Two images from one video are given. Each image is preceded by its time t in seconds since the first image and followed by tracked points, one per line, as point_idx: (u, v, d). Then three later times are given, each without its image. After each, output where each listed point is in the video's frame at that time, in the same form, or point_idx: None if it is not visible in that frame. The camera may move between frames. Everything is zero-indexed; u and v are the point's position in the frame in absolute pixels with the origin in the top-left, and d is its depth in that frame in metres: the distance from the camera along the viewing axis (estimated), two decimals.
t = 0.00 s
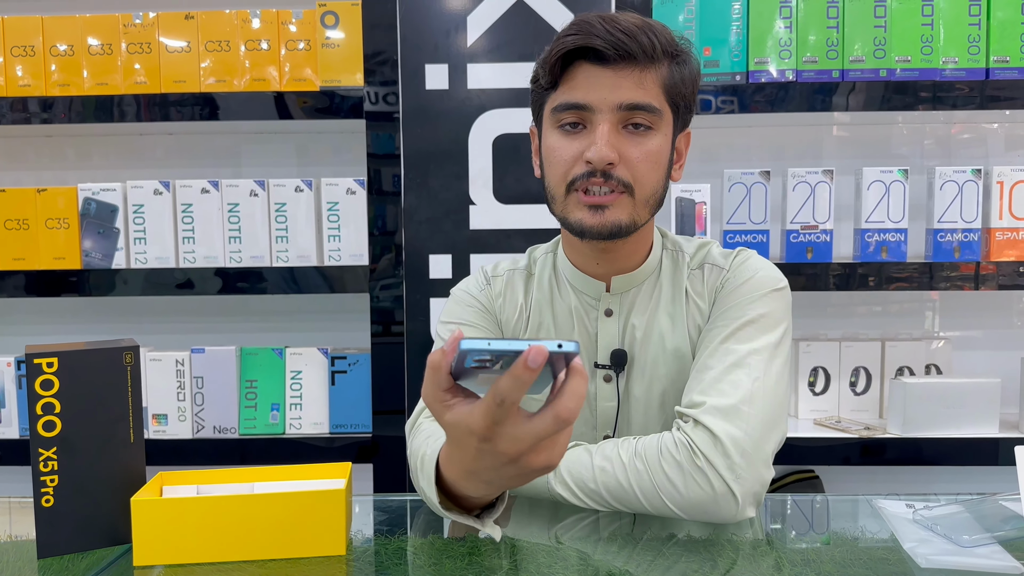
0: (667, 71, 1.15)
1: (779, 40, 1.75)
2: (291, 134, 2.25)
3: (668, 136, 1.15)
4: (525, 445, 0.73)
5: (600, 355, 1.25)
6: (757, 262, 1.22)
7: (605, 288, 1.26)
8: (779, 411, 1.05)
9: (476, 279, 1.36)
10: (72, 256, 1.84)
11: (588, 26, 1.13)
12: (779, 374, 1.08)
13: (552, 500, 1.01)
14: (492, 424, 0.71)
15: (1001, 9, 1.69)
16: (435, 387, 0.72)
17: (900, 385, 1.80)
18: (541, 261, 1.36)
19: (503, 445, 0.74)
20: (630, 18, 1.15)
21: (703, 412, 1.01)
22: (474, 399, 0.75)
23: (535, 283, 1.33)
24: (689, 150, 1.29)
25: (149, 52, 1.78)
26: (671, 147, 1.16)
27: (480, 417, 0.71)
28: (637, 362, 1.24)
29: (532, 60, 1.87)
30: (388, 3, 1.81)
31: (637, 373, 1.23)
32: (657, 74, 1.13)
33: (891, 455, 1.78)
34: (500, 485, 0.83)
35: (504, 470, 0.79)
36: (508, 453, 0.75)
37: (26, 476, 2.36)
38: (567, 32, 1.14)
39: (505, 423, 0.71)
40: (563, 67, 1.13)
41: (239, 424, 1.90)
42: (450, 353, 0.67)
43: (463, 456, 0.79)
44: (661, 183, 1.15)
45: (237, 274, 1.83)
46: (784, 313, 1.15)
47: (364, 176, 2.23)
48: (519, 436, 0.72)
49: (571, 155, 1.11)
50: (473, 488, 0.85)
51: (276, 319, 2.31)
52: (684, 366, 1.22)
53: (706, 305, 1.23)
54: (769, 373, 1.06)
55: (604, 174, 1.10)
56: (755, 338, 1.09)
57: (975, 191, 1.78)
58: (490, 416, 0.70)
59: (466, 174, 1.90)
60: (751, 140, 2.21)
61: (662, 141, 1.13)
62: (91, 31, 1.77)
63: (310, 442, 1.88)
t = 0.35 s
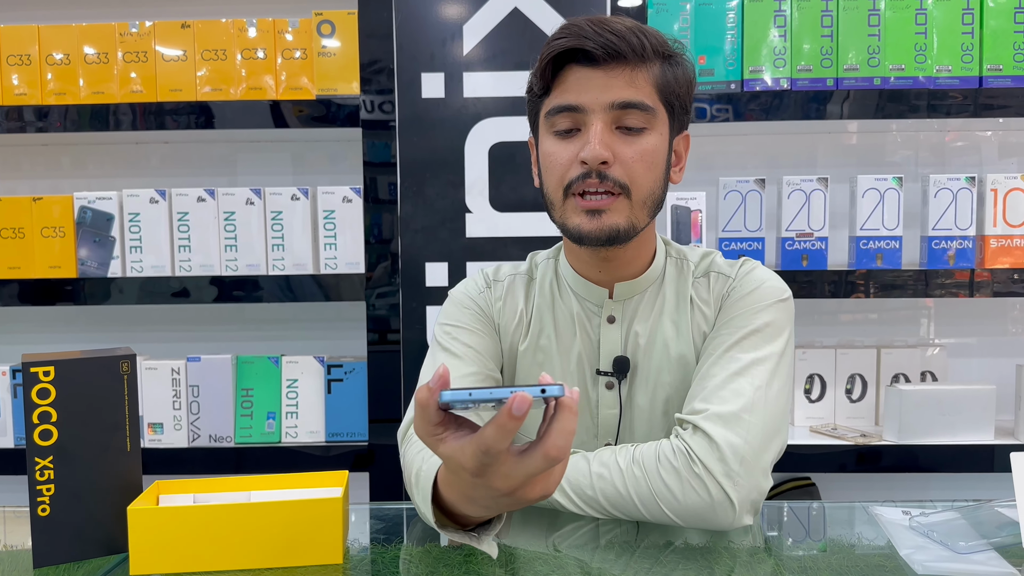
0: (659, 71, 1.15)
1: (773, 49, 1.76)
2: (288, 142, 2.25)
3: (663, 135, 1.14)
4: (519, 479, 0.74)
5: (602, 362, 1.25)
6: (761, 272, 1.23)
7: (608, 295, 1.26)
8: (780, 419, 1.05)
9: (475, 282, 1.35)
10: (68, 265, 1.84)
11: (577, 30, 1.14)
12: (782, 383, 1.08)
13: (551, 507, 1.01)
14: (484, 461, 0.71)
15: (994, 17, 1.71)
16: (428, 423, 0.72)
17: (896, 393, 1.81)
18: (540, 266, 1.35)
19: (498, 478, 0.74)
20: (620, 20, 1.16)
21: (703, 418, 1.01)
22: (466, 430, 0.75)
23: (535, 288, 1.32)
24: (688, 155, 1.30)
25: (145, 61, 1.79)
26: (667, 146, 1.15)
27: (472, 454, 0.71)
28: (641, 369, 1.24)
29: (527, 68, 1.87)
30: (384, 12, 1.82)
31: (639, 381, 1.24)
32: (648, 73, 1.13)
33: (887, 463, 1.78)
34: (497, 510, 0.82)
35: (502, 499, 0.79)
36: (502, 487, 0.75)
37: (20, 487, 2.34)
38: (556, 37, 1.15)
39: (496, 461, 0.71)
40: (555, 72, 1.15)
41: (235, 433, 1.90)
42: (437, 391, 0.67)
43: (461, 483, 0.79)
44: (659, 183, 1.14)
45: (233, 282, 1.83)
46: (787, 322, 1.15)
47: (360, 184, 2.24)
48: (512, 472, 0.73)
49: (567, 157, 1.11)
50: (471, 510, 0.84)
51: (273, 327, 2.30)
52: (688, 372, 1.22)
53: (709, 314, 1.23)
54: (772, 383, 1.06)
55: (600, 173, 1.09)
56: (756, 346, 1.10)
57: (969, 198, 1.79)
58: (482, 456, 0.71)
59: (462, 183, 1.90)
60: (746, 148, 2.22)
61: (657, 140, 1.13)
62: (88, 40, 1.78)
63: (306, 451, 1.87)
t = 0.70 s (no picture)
0: (661, 84, 1.16)
1: (765, 58, 1.78)
2: (281, 151, 2.25)
3: (665, 147, 1.14)
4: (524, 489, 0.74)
5: (599, 367, 1.25)
6: (758, 279, 1.23)
7: (605, 299, 1.26)
8: (775, 427, 1.05)
9: (469, 288, 1.35)
10: (60, 274, 1.83)
11: (580, 41, 1.15)
12: (778, 390, 1.08)
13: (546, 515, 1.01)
14: (492, 471, 0.72)
15: (982, 27, 1.74)
16: (433, 435, 0.73)
17: (889, 399, 1.81)
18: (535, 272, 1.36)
19: (503, 488, 0.75)
20: (623, 31, 1.17)
21: (698, 425, 1.01)
22: (471, 442, 0.76)
23: (530, 293, 1.33)
24: (686, 163, 1.30)
25: (138, 70, 1.79)
26: (668, 158, 1.16)
27: (480, 465, 0.72)
28: (638, 374, 1.24)
29: (521, 78, 1.87)
30: (378, 21, 1.82)
31: (637, 386, 1.23)
32: (650, 85, 1.14)
33: (881, 470, 1.78)
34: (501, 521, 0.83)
35: (504, 509, 0.80)
36: (507, 498, 0.76)
37: (10, 497, 2.32)
38: (559, 47, 1.16)
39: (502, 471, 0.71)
40: (557, 82, 1.15)
41: (228, 442, 1.89)
42: (442, 402, 0.67)
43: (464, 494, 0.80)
44: (659, 195, 1.14)
45: (226, 291, 1.82)
46: (784, 328, 1.16)
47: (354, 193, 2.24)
48: (517, 481, 0.73)
49: (568, 169, 1.11)
50: (473, 520, 0.84)
51: (266, 336, 2.29)
52: (686, 376, 1.22)
53: (707, 319, 1.23)
54: (768, 390, 1.06)
55: (603, 186, 1.09)
56: (752, 354, 1.10)
57: (960, 207, 1.81)
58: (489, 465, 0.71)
59: (455, 192, 1.89)
60: (738, 157, 2.23)
61: (659, 152, 1.13)
62: (81, 49, 1.78)
63: (299, 460, 1.87)
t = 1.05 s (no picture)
0: (664, 97, 1.17)
1: (756, 69, 1.80)
2: (275, 162, 2.26)
3: (665, 160, 1.15)
4: (531, 458, 0.68)
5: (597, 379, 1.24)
6: (753, 291, 1.23)
7: (602, 310, 1.27)
8: (770, 438, 1.05)
9: (466, 298, 1.35)
10: (53, 285, 1.82)
11: (585, 51, 1.16)
12: (773, 401, 1.08)
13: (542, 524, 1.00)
14: (499, 433, 0.66)
15: (971, 39, 1.76)
16: (451, 404, 0.70)
17: (881, 408, 1.82)
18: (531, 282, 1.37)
19: (507, 459, 0.68)
20: (628, 44, 1.18)
21: (693, 433, 1.02)
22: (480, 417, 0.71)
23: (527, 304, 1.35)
24: (685, 177, 1.31)
25: (133, 81, 1.79)
26: (668, 171, 1.16)
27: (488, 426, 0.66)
28: (635, 384, 1.24)
29: (515, 89, 1.87)
30: (372, 32, 1.83)
31: (633, 396, 1.24)
32: (653, 99, 1.15)
33: (873, 478, 1.79)
34: (493, 524, 0.77)
35: (501, 501, 0.73)
36: (516, 462, 0.68)
37: None
38: (564, 57, 1.17)
39: (509, 431, 0.66)
40: (561, 92, 1.16)
41: (221, 453, 1.88)
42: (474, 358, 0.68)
43: (453, 489, 0.73)
44: (658, 207, 1.15)
45: (220, 302, 1.82)
46: (780, 339, 1.16)
47: (347, 203, 2.24)
48: (523, 447, 0.67)
49: (568, 178, 1.12)
50: (461, 530, 0.79)
51: (260, 347, 2.29)
52: (682, 387, 1.23)
53: (703, 331, 1.24)
54: (763, 400, 1.07)
55: (603, 196, 1.10)
56: (748, 363, 1.10)
57: (950, 217, 1.83)
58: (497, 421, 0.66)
59: (449, 202, 1.88)
60: (729, 167, 2.25)
61: (659, 165, 1.14)
62: (74, 60, 1.78)
63: (293, 471, 1.86)
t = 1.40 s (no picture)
0: (660, 105, 1.18)
1: (749, 76, 1.81)
2: (269, 169, 2.26)
3: (662, 168, 1.16)
4: (542, 469, 0.71)
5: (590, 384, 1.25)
6: (746, 297, 1.24)
7: (596, 316, 1.27)
8: (763, 443, 1.06)
9: (461, 304, 1.35)
10: (47, 292, 1.81)
11: (584, 59, 1.16)
12: (766, 407, 1.08)
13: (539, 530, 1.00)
14: (512, 440, 0.68)
15: (962, 46, 1.78)
16: (461, 403, 0.70)
17: (875, 413, 1.83)
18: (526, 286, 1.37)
19: (519, 465, 0.71)
20: (625, 52, 1.19)
21: (688, 438, 1.02)
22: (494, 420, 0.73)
23: (522, 309, 1.34)
24: (680, 185, 1.32)
25: (127, 88, 1.79)
26: (664, 179, 1.17)
27: (502, 431, 0.68)
28: (629, 390, 1.24)
29: (509, 95, 1.87)
30: (366, 39, 1.84)
31: (627, 402, 1.24)
32: (650, 108, 1.15)
33: (868, 483, 1.79)
34: (510, 516, 0.79)
35: (517, 496, 0.75)
36: (528, 472, 0.71)
37: None
38: (562, 65, 1.17)
39: (523, 440, 0.68)
40: (559, 99, 1.16)
41: (215, 460, 1.87)
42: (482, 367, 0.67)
43: (470, 479, 0.76)
44: (654, 214, 1.16)
45: (214, 308, 1.82)
46: (773, 345, 1.17)
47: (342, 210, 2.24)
48: (534, 457, 0.69)
49: (566, 185, 1.12)
50: (475, 517, 0.80)
51: (254, 353, 2.28)
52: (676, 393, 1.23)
53: (696, 337, 1.24)
54: (757, 405, 1.07)
55: (600, 203, 1.10)
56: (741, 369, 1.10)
57: (942, 222, 1.84)
58: (508, 430, 0.68)
59: (444, 208, 1.88)
60: (723, 173, 2.26)
61: (656, 172, 1.14)
62: (69, 67, 1.78)
63: (288, 478, 1.85)
